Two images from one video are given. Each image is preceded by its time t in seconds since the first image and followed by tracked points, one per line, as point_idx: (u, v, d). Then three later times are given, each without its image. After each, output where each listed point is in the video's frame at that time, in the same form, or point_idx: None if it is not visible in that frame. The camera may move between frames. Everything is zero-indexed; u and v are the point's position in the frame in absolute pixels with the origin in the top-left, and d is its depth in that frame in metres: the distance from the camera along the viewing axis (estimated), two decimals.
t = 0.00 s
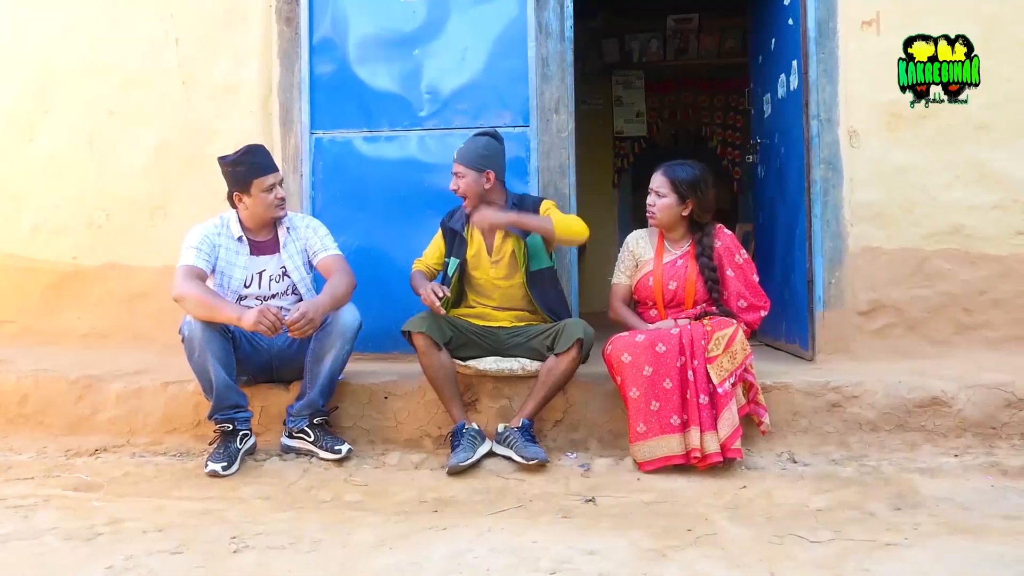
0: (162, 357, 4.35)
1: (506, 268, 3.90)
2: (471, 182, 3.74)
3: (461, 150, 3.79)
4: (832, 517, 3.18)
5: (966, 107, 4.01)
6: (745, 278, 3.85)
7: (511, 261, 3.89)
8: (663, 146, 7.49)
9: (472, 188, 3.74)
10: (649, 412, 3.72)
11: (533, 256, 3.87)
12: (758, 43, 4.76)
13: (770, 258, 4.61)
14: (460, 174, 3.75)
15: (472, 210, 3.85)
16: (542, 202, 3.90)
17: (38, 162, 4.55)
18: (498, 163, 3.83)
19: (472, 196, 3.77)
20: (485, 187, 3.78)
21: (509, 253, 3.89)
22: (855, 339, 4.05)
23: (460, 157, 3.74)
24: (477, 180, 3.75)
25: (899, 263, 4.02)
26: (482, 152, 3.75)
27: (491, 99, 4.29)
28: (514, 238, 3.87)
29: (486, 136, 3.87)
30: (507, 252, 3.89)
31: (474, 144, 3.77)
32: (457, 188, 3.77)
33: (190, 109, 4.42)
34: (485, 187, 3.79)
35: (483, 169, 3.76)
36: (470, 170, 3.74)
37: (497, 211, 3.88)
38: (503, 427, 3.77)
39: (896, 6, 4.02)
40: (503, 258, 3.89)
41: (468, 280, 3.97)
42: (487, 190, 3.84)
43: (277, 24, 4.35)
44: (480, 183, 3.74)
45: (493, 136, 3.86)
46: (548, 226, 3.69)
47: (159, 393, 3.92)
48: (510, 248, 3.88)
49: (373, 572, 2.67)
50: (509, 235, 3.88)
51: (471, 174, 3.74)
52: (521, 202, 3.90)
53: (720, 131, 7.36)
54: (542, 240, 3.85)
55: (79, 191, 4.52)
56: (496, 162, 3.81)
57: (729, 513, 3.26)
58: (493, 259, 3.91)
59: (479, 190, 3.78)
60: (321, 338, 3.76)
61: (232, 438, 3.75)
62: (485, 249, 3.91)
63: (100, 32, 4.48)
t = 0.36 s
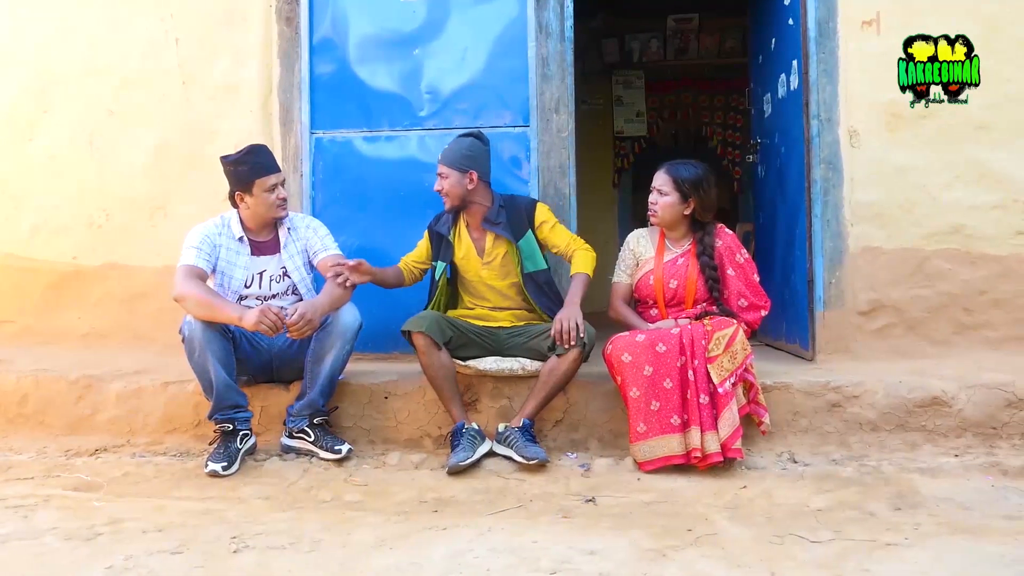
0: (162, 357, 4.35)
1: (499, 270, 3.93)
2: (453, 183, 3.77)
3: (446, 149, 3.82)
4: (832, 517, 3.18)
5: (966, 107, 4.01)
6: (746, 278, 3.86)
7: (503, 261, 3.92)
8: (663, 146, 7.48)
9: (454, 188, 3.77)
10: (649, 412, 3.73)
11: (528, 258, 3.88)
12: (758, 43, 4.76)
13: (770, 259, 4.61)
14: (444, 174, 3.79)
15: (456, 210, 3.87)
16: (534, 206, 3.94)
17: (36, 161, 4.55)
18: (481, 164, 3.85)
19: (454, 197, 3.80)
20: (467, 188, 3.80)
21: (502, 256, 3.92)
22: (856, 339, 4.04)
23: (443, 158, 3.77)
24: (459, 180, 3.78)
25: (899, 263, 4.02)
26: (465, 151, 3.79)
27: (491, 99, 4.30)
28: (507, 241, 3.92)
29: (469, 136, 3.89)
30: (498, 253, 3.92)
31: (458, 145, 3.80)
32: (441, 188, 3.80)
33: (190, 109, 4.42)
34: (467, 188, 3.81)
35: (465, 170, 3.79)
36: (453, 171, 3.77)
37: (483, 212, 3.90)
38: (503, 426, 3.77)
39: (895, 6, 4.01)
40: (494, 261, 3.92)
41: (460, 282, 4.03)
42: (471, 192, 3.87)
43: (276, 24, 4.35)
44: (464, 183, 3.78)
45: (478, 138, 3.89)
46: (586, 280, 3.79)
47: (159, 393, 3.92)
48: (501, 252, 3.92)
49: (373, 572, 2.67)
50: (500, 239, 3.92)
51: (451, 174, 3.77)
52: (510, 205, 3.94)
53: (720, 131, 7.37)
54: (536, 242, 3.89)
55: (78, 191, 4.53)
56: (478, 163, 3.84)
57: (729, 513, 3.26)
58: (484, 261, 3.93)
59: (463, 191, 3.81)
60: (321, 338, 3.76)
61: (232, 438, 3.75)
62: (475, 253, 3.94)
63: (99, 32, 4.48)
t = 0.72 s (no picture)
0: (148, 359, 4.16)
1: (495, 267, 3.77)
2: (464, 178, 3.56)
3: (441, 147, 3.56)
4: (850, 527, 3.00)
5: (988, 96, 3.83)
6: (758, 276, 3.68)
7: (500, 259, 3.76)
8: (671, 137, 7.34)
9: (466, 183, 3.57)
10: (657, 416, 3.55)
11: (525, 252, 3.72)
12: (771, 30, 4.58)
13: (783, 255, 4.43)
14: (451, 173, 3.54)
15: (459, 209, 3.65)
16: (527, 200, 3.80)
17: (14, 153, 4.38)
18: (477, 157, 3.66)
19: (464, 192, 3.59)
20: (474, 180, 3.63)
21: (498, 253, 3.76)
22: (874, 340, 3.85)
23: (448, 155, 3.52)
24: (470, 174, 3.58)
25: (919, 260, 3.83)
26: (469, 145, 3.57)
27: (490, 88, 4.12)
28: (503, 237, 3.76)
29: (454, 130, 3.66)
30: (494, 251, 3.76)
31: (451, 141, 3.54)
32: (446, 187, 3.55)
33: (173, 99, 4.24)
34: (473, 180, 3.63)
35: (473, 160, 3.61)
36: (462, 166, 3.55)
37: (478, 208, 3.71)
38: (504, 432, 3.59)
39: None
40: (491, 258, 3.75)
41: (456, 280, 3.84)
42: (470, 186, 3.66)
43: (267, 10, 4.16)
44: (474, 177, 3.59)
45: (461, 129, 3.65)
46: (578, 274, 3.62)
47: (143, 396, 3.74)
48: (497, 249, 3.76)
49: None
50: (495, 235, 3.77)
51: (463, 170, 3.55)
52: (503, 199, 3.77)
53: (731, 123, 7.09)
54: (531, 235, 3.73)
55: (57, 184, 4.35)
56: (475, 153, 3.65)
57: (741, 523, 3.07)
58: (480, 258, 3.76)
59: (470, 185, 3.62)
60: (313, 339, 3.59)
61: (218, 444, 3.56)
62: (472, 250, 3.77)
63: (80, 19, 4.31)
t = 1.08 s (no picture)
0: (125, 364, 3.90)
1: (496, 266, 3.52)
2: (445, 174, 3.34)
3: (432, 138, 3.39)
4: (877, 545, 2.75)
5: None
6: (776, 276, 3.44)
7: (501, 257, 3.53)
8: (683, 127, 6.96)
9: (446, 180, 3.35)
10: (668, 426, 3.30)
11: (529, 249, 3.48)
12: (790, 13, 4.33)
13: (802, 254, 4.17)
14: (432, 167, 3.34)
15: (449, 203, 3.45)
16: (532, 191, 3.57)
17: None
18: (475, 151, 3.43)
19: (447, 190, 3.37)
20: (460, 178, 3.38)
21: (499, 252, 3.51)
22: (902, 344, 3.60)
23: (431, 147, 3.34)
24: (452, 172, 3.35)
25: (949, 259, 3.59)
26: (453, 138, 3.35)
27: (490, 74, 3.88)
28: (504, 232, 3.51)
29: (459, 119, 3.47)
30: (496, 248, 3.51)
31: (446, 131, 3.38)
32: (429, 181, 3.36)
33: (150, 86, 3.99)
34: (459, 178, 3.39)
35: (457, 158, 3.35)
36: (443, 161, 3.33)
37: (480, 202, 3.50)
38: (504, 442, 3.33)
39: None
40: (492, 256, 3.51)
41: (456, 280, 3.57)
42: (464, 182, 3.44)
43: None
44: (457, 175, 3.36)
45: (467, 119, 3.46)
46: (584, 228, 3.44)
47: (117, 404, 3.48)
48: (499, 245, 3.51)
49: None
50: (497, 230, 3.52)
51: (443, 166, 3.33)
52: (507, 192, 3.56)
53: (746, 113, 6.74)
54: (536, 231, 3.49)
55: (26, 178, 4.10)
56: (468, 149, 3.40)
57: (760, 541, 2.82)
58: (480, 256, 3.51)
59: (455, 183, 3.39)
60: (300, 343, 3.34)
61: (198, 456, 3.32)
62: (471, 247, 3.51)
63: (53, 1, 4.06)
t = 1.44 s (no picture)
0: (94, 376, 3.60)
1: (497, 271, 3.23)
2: (461, 165, 3.05)
3: (442, 125, 3.08)
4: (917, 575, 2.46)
5: None
6: (800, 278, 3.12)
7: (502, 262, 3.23)
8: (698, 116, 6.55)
9: (462, 171, 3.06)
10: (683, 443, 3.01)
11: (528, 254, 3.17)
12: None
13: (831, 255, 3.88)
14: (447, 158, 3.03)
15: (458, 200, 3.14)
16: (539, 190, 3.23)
17: None
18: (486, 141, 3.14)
19: (462, 182, 3.08)
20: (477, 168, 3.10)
21: (500, 257, 3.22)
22: (941, 353, 3.31)
23: (445, 135, 3.03)
24: (468, 162, 3.06)
25: (990, 260, 3.30)
26: (468, 125, 3.07)
27: (489, 60, 3.61)
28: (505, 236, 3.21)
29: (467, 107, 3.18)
30: (496, 253, 3.22)
31: (459, 117, 3.08)
32: (441, 174, 3.05)
33: (119, 72, 3.69)
34: (474, 169, 3.10)
35: (475, 147, 3.08)
36: (459, 150, 3.04)
37: (482, 201, 3.19)
38: (504, 460, 3.01)
39: None
40: (493, 260, 3.21)
41: (453, 288, 3.30)
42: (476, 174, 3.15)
43: None
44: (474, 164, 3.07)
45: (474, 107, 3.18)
46: (578, 256, 2.98)
47: (82, 420, 3.18)
48: (501, 246, 3.21)
49: None
50: (498, 233, 3.22)
51: (460, 154, 3.04)
52: (511, 190, 3.23)
53: (770, 99, 6.40)
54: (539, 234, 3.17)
55: None
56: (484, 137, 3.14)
57: (788, 569, 2.53)
58: (479, 260, 3.23)
59: (471, 174, 3.11)
60: (281, 353, 3.05)
61: (169, 476, 3.01)
62: (469, 249, 3.24)
63: None
